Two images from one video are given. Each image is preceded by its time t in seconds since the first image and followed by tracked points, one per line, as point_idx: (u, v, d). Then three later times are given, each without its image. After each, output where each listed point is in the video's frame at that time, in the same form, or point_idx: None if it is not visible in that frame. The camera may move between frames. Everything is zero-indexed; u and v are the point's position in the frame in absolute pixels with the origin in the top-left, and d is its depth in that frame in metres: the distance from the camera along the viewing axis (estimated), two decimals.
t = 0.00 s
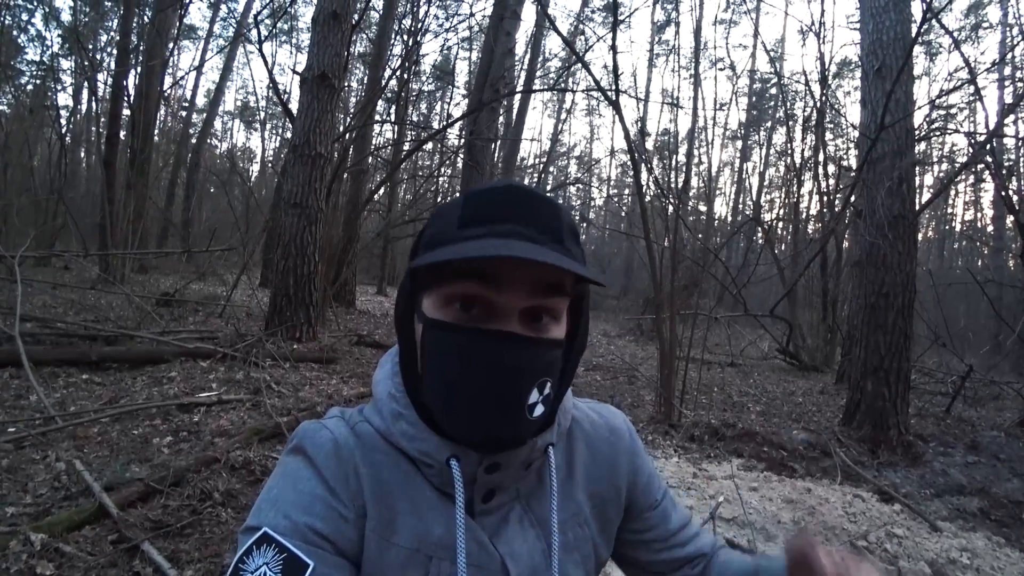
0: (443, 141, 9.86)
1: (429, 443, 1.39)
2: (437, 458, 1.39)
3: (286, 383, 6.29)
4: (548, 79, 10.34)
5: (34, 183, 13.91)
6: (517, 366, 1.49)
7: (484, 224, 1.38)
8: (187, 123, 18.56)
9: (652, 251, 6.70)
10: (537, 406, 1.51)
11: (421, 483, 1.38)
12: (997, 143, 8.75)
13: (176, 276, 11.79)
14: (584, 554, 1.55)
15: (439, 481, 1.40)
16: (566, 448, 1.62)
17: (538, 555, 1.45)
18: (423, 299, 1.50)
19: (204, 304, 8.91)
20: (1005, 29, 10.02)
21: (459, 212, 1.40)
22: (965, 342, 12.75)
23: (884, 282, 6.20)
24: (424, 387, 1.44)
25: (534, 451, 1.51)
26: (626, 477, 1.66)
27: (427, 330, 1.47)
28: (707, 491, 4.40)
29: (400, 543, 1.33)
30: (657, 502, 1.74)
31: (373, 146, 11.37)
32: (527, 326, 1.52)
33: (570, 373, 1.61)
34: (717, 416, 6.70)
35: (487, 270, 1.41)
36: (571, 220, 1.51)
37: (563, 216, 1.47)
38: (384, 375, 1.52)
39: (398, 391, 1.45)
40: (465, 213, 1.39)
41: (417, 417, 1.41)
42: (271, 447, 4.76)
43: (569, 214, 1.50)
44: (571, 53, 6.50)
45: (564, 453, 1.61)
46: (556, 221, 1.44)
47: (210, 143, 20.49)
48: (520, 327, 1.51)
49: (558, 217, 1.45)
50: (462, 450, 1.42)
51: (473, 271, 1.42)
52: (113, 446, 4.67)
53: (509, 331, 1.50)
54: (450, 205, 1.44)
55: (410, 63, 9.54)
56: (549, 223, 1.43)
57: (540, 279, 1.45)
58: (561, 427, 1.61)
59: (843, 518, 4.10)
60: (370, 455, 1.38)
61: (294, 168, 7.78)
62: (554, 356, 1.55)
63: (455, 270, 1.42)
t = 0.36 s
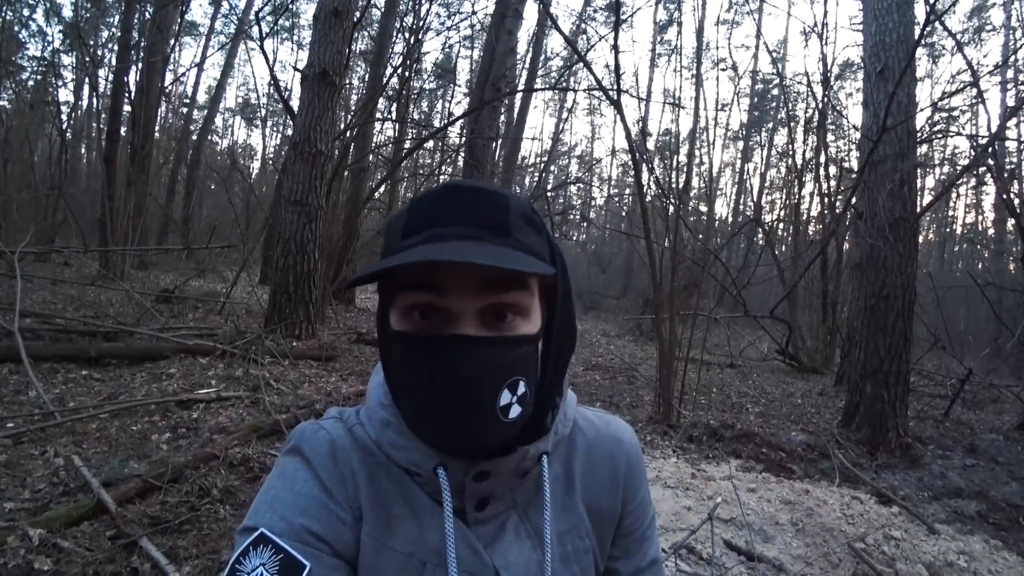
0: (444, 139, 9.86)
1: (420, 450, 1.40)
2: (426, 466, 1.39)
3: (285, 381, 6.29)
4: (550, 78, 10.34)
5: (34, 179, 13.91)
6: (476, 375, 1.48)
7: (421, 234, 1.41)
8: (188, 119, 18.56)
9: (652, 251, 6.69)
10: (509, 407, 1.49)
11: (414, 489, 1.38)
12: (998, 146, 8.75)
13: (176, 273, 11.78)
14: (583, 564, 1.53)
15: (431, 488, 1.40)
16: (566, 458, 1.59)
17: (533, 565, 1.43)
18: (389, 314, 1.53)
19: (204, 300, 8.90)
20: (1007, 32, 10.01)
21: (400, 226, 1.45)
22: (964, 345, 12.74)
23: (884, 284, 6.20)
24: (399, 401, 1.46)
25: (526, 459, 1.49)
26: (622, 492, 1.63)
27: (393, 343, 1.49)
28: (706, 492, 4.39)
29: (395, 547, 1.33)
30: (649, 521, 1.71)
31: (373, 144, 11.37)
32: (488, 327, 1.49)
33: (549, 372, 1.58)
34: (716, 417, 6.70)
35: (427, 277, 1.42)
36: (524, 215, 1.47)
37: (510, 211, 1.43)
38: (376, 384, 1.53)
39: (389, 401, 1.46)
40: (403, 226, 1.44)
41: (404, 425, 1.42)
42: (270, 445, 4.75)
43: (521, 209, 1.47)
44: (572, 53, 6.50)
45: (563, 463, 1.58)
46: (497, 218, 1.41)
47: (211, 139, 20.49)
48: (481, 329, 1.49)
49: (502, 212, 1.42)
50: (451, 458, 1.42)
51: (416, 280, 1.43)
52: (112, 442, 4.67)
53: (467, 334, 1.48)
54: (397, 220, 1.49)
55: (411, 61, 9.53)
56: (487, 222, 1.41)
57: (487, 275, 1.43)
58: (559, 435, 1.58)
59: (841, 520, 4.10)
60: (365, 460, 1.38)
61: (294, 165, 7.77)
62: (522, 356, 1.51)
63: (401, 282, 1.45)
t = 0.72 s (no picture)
0: (443, 142, 9.89)
1: (413, 441, 1.40)
2: (420, 457, 1.39)
3: (284, 382, 6.30)
4: (548, 81, 10.38)
5: (33, 182, 13.92)
6: (484, 358, 1.49)
7: (442, 217, 1.41)
8: (187, 123, 18.59)
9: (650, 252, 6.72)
10: (515, 396, 1.51)
11: (409, 480, 1.40)
12: (994, 147, 8.79)
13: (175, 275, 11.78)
14: (577, 555, 1.56)
15: (424, 479, 1.41)
16: (559, 450, 1.61)
17: (526, 555, 1.45)
18: (397, 298, 1.52)
19: (203, 303, 8.92)
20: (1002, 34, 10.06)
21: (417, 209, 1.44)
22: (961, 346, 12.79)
23: (880, 284, 6.23)
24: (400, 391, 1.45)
25: (521, 449, 1.50)
26: (618, 483, 1.65)
27: (401, 327, 1.49)
28: (704, 490, 4.41)
29: (390, 537, 1.36)
30: (643, 514, 1.72)
31: (372, 147, 11.41)
32: (499, 314, 1.52)
33: (555, 359, 1.61)
34: (713, 417, 6.72)
35: (447, 260, 1.43)
36: (537, 205, 1.51)
37: (526, 201, 1.47)
38: (371, 374, 1.51)
39: (382, 389, 1.46)
40: (422, 210, 1.43)
41: (397, 416, 1.42)
42: (269, 445, 4.77)
43: (534, 200, 1.50)
44: (570, 55, 6.55)
45: (556, 455, 1.60)
46: (517, 207, 1.44)
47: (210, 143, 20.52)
48: (491, 315, 1.51)
49: (520, 202, 1.46)
50: (445, 449, 1.41)
51: (434, 264, 1.44)
52: (112, 443, 4.68)
53: (477, 319, 1.49)
54: (412, 202, 1.49)
55: (410, 64, 9.58)
56: (509, 209, 1.44)
57: (505, 262, 1.46)
58: (553, 426, 1.60)
59: (839, 517, 4.11)
60: (359, 451, 1.40)
61: (293, 168, 7.80)
62: (528, 344, 1.54)
63: (417, 265, 1.45)
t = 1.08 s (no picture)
0: (435, 143, 9.87)
1: (410, 444, 1.39)
2: (417, 460, 1.39)
3: (278, 386, 6.27)
4: (540, 81, 10.37)
5: (22, 188, 13.82)
6: (489, 355, 1.47)
7: (449, 215, 1.40)
8: (177, 126, 18.50)
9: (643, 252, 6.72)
10: (519, 396, 1.50)
11: (404, 484, 1.39)
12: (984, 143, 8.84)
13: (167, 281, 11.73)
14: (577, 557, 1.55)
15: (420, 482, 1.40)
16: (558, 451, 1.61)
17: (524, 558, 1.44)
18: (401, 298, 1.50)
19: (196, 308, 8.88)
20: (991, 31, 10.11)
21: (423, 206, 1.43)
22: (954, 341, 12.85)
23: (873, 281, 6.25)
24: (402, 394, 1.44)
25: (519, 451, 1.50)
26: (618, 484, 1.65)
27: (405, 326, 1.47)
28: (699, 489, 4.42)
29: (382, 542, 1.34)
30: (642, 515, 1.72)
31: (364, 149, 11.39)
32: (504, 313, 1.50)
33: (556, 360, 1.61)
34: (709, 416, 6.73)
35: (452, 257, 1.41)
36: (542, 207, 1.51)
37: (532, 201, 1.47)
38: (366, 377, 1.51)
39: (378, 392, 1.45)
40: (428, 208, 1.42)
41: (395, 418, 1.41)
42: (263, 450, 4.73)
43: (539, 201, 1.50)
44: (562, 56, 6.54)
45: (556, 456, 1.60)
46: (523, 206, 1.44)
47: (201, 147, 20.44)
48: (496, 314, 1.49)
49: (526, 202, 1.45)
50: (443, 451, 1.41)
51: (440, 260, 1.42)
52: (104, 451, 4.65)
53: (483, 318, 1.48)
54: (417, 203, 1.48)
55: (402, 65, 9.55)
56: (515, 209, 1.43)
57: (512, 260, 1.45)
58: (552, 428, 1.60)
59: (834, 515, 4.12)
60: (351, 455, 1.38)
61: (285, 171, 7.77)
62: (532, 344, 1.53)
63: (422, 262, 1.43)
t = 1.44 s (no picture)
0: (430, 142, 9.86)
1: (411, 440, 1.37)
2: (420, 456, 1.37)
3: (276, 387, 6.27)
4: (535, 78, 10.36)
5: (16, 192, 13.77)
6: (515, 369, 1.48)
7: (487, 224, 1.39)
8: (172, 128, 18.45)
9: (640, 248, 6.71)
10: (534, 407, 1.51)
11: (404, 480, 1.37)
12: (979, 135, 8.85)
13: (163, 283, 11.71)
14: (576, 553, 1.55)
15: (422, 478, 1.38)
16: (558, 447, 1.60)
17: (522, 553, 1.44)
18: (420, 297, 1.47)
19: (192, 310, 8.86)
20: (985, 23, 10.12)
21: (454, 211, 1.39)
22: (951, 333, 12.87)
23: (869, 274, 6.25)
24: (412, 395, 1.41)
25: (521, 449, 1.49)
26: (616, 480, 1.66)
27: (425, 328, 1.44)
28: (699, 484, 4.42)
29: (381, 540, 1.33)
30: (641, 513, 1.73)
31: (359, 149, 11.37)
32: (525, 326, 1.51)
33: (563, 370, 1.63)
34: (707, 410, 6.73)
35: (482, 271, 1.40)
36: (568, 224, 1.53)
37: (563, 220, 1.48)
38: (367, 372, 1.47)
39: (381, 387, 1.43)
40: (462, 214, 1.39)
41: (399, 414, 1.39)
42: (261, 451, 4.73)
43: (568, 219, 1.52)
44: (556, 52, 6.53)
45: (556, 452, 1.60)
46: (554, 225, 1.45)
47: (196, 149, 20.38)
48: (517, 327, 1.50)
49: (558, 220, 1.47)
50: (446, 447, 1.39)
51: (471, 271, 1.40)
52: (102, 455, 4.64)
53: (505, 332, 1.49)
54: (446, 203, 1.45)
55: (396, 64, 9.53)
56: (549, 227, 1.44)
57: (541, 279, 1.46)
58: (552, 426, 1.60)
59: (834, 508, 4.13)
60: (347, 453, 1.36)
61: (280, 171, 7.75)
62: (549, 357, 1.54)
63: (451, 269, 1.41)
